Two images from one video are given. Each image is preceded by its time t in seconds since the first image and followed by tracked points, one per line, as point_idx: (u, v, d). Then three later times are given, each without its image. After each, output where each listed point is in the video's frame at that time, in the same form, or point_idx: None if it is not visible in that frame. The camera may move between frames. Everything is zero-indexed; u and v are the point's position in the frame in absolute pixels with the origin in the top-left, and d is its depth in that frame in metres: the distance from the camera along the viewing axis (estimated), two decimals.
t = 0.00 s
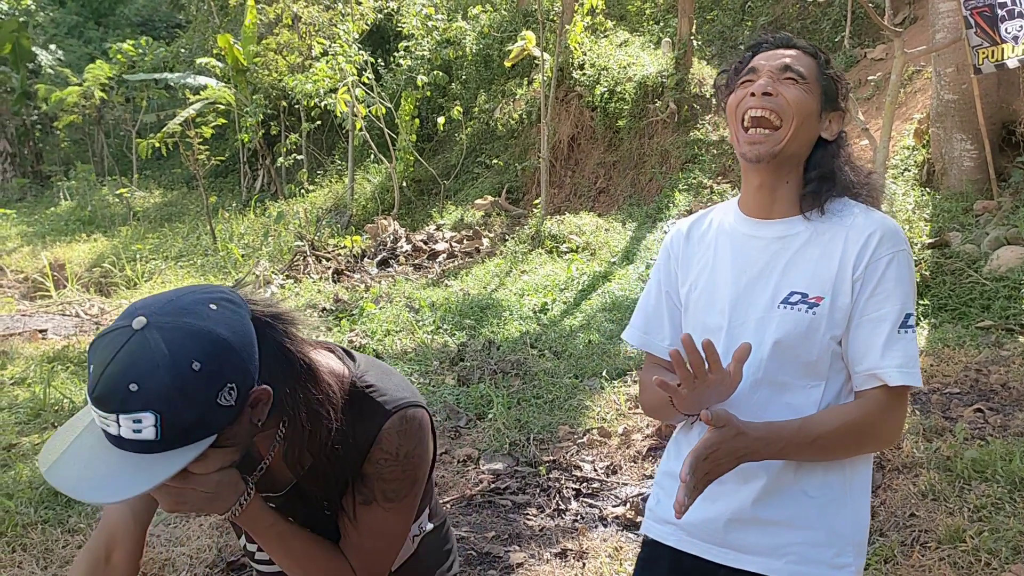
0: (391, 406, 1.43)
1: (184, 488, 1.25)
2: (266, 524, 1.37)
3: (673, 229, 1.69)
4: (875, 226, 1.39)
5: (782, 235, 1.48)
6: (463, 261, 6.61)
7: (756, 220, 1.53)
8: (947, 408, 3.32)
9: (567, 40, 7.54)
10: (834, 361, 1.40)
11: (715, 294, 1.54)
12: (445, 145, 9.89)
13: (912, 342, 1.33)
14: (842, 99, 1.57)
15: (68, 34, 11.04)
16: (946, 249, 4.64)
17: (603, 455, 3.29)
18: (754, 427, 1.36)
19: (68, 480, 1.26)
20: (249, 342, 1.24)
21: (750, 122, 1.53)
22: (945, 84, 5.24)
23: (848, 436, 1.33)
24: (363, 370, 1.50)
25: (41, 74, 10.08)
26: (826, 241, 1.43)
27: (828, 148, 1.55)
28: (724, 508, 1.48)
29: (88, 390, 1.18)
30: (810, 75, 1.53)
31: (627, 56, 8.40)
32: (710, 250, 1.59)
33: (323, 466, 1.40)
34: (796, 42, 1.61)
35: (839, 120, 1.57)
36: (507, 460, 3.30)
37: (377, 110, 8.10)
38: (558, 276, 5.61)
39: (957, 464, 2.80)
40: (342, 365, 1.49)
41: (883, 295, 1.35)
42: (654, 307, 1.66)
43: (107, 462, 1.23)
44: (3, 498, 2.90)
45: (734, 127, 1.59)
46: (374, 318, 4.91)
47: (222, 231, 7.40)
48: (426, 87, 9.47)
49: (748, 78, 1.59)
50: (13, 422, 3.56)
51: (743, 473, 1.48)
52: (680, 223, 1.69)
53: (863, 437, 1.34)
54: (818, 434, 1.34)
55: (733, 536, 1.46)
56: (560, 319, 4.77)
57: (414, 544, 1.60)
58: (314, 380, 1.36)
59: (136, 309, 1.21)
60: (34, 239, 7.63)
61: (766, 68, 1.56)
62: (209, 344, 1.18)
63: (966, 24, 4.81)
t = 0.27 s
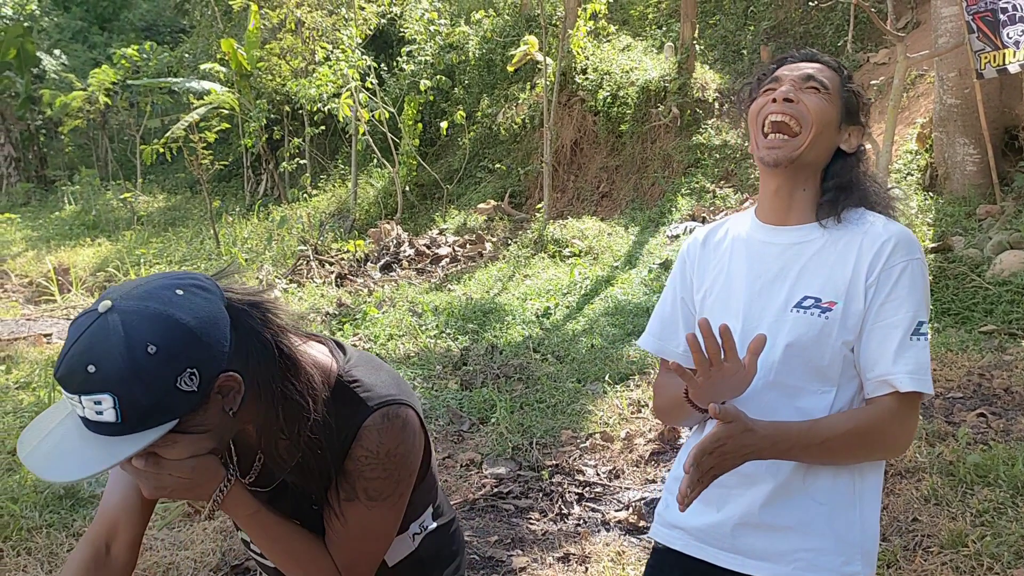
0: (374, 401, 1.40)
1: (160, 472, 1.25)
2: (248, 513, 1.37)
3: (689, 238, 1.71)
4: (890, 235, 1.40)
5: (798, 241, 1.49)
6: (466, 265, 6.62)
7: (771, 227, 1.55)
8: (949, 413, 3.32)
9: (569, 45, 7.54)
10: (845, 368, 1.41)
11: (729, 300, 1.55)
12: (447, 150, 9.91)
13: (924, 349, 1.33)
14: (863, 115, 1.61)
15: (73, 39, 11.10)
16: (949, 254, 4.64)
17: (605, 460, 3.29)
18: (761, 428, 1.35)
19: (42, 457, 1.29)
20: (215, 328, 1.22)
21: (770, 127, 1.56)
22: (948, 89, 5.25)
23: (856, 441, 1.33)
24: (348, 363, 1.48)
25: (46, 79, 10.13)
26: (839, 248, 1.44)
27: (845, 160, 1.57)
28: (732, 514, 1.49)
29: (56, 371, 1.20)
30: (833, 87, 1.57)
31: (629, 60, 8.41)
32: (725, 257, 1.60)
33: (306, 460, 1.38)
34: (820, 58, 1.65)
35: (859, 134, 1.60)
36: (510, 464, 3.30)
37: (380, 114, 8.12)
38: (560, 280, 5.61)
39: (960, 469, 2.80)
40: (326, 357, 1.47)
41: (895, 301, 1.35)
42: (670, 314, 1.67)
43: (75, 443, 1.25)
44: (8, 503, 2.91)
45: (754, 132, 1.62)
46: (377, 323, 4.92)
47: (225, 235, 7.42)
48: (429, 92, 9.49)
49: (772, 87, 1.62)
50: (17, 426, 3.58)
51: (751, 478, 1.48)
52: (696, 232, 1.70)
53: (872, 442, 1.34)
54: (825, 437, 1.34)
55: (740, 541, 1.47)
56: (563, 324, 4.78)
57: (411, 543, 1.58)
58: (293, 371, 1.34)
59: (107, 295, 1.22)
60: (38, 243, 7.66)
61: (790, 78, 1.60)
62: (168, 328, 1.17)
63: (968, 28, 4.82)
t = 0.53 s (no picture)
0: (357, 395, 1.38)
1: (148, 454, 1.32)
2: (237, 501, 1.41)
3: (708, 249, 1.72)
4: (907, 243, 1.41)
5: (815, 249, 1.51)
6: (468, 271, 6.64)
7: (790, 236, 1.56)
8: (951, 419, 3.32)
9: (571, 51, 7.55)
10: (862, 374, 1.41)
11: (748, 307, 1.57)
12: (450, 155, 9.94)
13: (940, 355, 1.33)
14: (882, 132, 1.63)
15: (77, 45, 11.17)
16: (950, 259, 4.65)
17: (607, 465, 3.30)
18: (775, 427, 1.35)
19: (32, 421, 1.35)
20: (191, 312, 1.23)
21: (792, 134, 1.57)
22: (950, 94, 5.26)
23: (867, 446, 1.33)
24: (338, 356, 1.47)
25: (50, 85, 10.18)
26: (856, 255, 1.45)
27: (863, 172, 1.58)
28: (744, 518, 1.49)
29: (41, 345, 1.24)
30: (854, 101, 1.59)
31: (631, 66, 8.43)
32: (743, 265, 1.61)
33: (291, 454, 1.39)
34: (842, 74, 1.68)
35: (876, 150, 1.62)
36: (512, 469, 3.31)
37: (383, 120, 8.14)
38: (562, 285, 5.62)
39: (961, 475, 2.80)
40: (317, 350, 1.47)
41: (911, 305, 1.36)
42: (686, 322, 1.68)
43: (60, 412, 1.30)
44: (12, 507, 2.92)
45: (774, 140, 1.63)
46: (380, 328, 4.94)
47: (228, 241, 7.45)
48: (431, 98, 9.53)
49: (794, 98, 1.64)
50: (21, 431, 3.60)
51: (764, 483, 1.49)
52: (714, 242, 1.72)
53: (886, 448, 1.33)
54: (836, 440, 1.34)
55: (753, 547, 1.47)
56: (565, 329, 4.79)
57: (406, 552, 1.58)
58: (271, 359, 1.35)
59: (93, 276, 1.26)
60: (42, 248, 7.69)
61: (812, 90, 1.62)
62: (141, 310, 1.19)
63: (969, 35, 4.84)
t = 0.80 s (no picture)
0: (352, 391, 1.38)
1: (142, 441, 1.34)
2: (232, 493, 1.41)
3: (716, 252, 1.73)
4: (917, 246, 1.42)
5: (825, 254, 1.52)
6: (469, 273, 6.64)
7: (800, 239, 1.58)
8: (952, 421, 3.32)
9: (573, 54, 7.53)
10: (872, 376, 1.42)
11: (757, 309, 1.58)
12: (451, 158, 9.95)
13: (950, 356, 1.33)
14: (891, 137, 1.64)
15: (79, 48, 11.22)
16: (952, 262, 4.64)
17: (608, 467, 3.29)
18: (785, 427, 1.34)
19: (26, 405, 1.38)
20: (189, 305, 1.26)
21: (803, 137, 1.58)
22: (951, 97, 5.26)
23: (876, 447, 1.33)
24: (338, 352, 1.48)
25: (52, 88, 10.21)
26: (867, 260, 1.47)
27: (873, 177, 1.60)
28: (752, 520, 1.49)
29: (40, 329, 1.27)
30: (865, 106, 1.59)
31: (632, 69, 8.43)
32: (753, 268, 1.62)
33: (290, 451, 1.39)
34: (852, 79, 1.69)
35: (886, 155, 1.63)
36: (513, 472, 3.31)
37: (384, 123, 8.15)
38: (564, 288, 5.62)
39: (962, 477, 2.79)
40: (318, 345, 1.49)
41: (921, 307, 1.36)
42: (694, 324, 1.68)
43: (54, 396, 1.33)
44: (13, 510, 2.93)
45: (784, 144, 1.64)
46: (381, 331, 4.94)
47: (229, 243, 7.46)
48: (433, 100, 9.54)
49: (804, 101, 1.65)
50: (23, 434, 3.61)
51: (772, 484, 1.49)
52: (723, 244, 1.73)
53: (896, 449, 1.33)
54: (846, 439, 1.34)
55: (761, 548, 1.47)
56: (566, 331, 4.79)
57: (402, 555, 1.58)
58: (268, 353, 1.37)
59: (96, 266, 1.29)
60: (44, 251, 7.71)
61: (823, 93, 1.62)
62: (140, 299, 1.22)
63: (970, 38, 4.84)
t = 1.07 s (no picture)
0: (352, 388, 1.38)
1: (142, 429, 1.38)
2: (227, 487, 1.43)
3: (725, 256, 1.74)
4: (927, 249, 1.43)
5: (836, 257, 1.53)
6: (470, 276, 6.64)
7: (811, 241, 1.59)
8: (953, 424, 3.32)
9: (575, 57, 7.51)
10: (881, 378, 1.42)
11: (767, 311, 1.58)
12: (453, 161, 9.97)
13: (959, 357, 1.33)
14: (900, 145, 1.67)
15: (82, 51, 11.26)
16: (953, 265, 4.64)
17: (609, 470, 3.30)
18: (798, 425, 1.35)
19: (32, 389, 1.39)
20: (194, 295, 1.27)
21: (814, 140, 1.60)
22: (953, 100, 5.26)
23: (887, 446, 1.33)
24: (343, 350, 1.49)
25: (55, 91, 10.24)
26: (877, 263, 1.47)
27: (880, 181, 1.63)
28: (763, 521, 1.50)
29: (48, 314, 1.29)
30: (875, 113, 1.62)
31: (634, 72, 8.43)
32: (764, 273, 1.63)
33: (296, 449, 1.40)
34: (861, 88, 1.72)
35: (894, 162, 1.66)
36: (514, 475, 3.31)
37: (386, 125, 8.15)
38: (566, 290, 5.63)
39: (963, 479, 2.79)
40: (323, 344, 1.50)
41: (930, 309, 1.37)
42: (703, 327, 1.68)
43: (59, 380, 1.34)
44: (16, 512, 2.93)
45: (794, 148, 1.66)
46: (383, 333, 4.95)
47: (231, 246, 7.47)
48: (435, 104, 9.55)
49: (815, 107, 1.67)
50: (26, 436, 3.62)
51: (783, 485, 1.50)
52: (732, 249, 1.74)
53: (908, 449, 1.34)
54: (858, 438, 1.34)
55: (773, 550, 1.47)
56: (568, 334, 4.79)
57: (402, 560, 1.58)
58: (269, 347, 1.36)
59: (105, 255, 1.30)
60: (47, 254, 7.73)
61: (834, 100, 1.65)
62: (146, 288, 1.23)
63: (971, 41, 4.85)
